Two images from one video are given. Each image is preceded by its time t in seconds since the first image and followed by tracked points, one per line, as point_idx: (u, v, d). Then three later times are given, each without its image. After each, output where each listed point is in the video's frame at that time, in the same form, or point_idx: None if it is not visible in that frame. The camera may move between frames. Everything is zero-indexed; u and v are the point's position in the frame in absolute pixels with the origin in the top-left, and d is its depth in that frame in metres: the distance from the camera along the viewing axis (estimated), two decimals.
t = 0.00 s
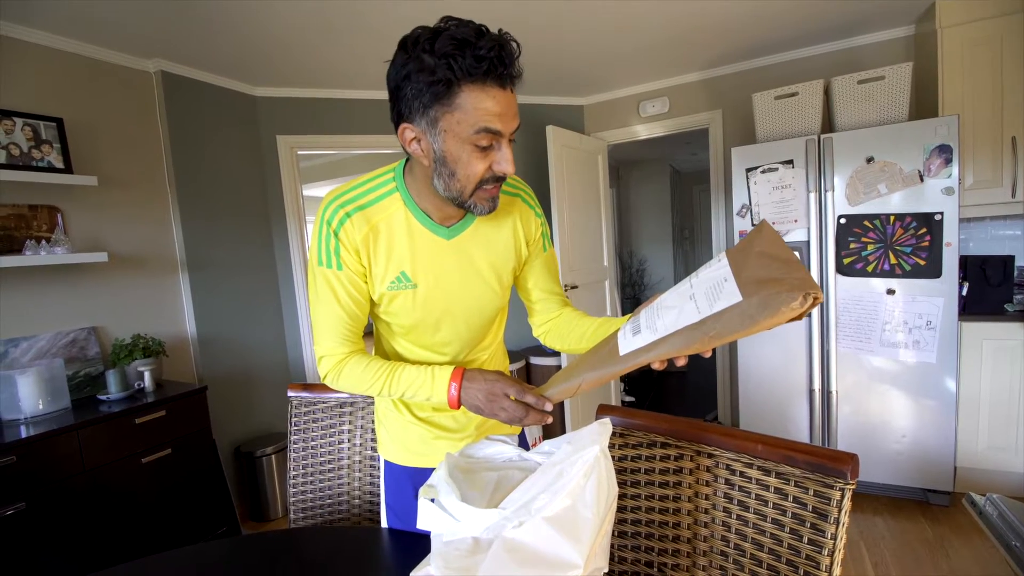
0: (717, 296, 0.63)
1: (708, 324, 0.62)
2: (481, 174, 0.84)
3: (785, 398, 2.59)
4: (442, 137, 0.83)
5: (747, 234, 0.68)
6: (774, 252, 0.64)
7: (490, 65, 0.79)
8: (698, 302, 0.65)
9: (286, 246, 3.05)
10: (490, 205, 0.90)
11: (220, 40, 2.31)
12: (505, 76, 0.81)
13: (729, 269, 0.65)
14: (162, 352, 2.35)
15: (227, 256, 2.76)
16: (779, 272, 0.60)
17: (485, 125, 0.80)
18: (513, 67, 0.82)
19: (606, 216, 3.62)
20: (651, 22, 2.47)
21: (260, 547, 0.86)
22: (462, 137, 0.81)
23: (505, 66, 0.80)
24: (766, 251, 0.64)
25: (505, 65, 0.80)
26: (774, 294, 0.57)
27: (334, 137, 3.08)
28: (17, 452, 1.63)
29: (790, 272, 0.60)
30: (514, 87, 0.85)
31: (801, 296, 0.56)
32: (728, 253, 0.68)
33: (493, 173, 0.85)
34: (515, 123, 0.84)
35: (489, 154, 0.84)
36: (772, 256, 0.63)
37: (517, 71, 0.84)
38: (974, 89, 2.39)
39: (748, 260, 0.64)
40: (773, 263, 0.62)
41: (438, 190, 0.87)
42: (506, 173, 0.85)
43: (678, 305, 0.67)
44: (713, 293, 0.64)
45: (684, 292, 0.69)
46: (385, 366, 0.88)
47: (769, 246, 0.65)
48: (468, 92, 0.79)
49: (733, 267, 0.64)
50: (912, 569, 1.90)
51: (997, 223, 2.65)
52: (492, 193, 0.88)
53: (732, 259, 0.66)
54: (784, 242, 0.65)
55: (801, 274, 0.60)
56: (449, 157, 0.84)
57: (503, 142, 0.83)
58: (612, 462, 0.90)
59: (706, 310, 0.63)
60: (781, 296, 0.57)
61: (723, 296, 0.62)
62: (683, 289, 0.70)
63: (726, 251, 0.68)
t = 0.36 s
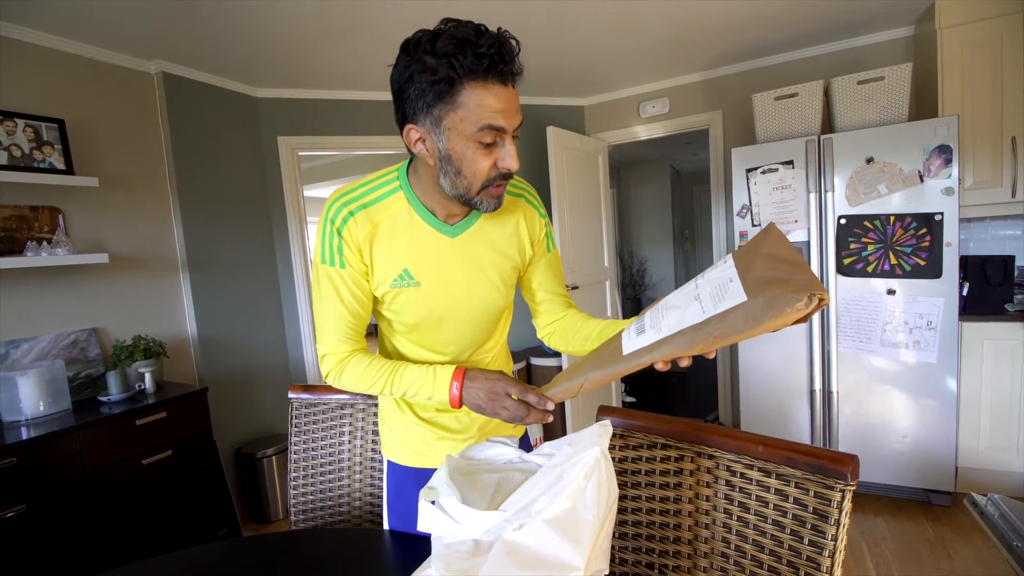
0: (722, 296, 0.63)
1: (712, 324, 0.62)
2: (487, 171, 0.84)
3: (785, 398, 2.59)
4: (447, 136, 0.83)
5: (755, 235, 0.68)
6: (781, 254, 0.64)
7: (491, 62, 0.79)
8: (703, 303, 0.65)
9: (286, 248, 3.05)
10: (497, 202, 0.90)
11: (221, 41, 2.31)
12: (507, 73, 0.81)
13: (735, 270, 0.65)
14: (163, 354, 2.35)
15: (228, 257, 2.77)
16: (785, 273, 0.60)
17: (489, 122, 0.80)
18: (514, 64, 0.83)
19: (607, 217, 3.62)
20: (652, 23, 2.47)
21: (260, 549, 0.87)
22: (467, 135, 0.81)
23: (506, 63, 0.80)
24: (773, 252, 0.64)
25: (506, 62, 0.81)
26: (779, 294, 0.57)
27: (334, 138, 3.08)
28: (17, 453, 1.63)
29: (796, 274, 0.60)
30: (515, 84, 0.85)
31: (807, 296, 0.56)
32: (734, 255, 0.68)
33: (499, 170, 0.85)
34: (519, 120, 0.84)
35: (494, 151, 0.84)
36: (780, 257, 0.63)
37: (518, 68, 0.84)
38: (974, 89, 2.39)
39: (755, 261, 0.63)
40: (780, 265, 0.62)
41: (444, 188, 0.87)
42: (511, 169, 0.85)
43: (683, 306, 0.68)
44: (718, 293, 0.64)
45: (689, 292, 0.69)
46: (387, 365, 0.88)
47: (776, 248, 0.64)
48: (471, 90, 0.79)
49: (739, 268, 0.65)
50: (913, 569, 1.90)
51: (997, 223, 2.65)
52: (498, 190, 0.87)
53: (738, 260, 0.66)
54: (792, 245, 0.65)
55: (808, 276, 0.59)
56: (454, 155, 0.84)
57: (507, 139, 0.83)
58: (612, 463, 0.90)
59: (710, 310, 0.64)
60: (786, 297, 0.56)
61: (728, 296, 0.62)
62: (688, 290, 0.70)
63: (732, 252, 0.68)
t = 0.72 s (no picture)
0: (719, 301, 0.64)
1: (709, 329, 0.63)
2: (492, 181, 0.85)
3: (785, 399, 2.59)
4: (453, 146, 0.83)
5: (751, 241, 0.68)
6: (776, 259, 0.64)
7: (500, 75, 0.79)
8: (700, 308, 0.66)
9: (286, 251, 3.05)
10: (501, 211, 0.90)
11: (220, 45, 2.32)
12: (515, 84, 0.81)
13: (732, 275, 0.65)
14: (162, 357, 2.35)
15: (228, 260, 2.77)
16: (780, 278, 0.60)
17: (495, 133, 0.80)
18: (523, 76, 0.83)
19: (606, 220, 3.62)
20: (649, 26, 2.48)
21: (260, 551, 0.87)
22: (473, 145, 0.82)
23: (514, 75, 0.81)
24: (768, 258, 0.64)
25: (515, 74, 0.81)
26: (773, 297, 0.58)
27: (333, 142, 3.09)
28: (15, 457, 1.63)
29: (791, 279, 0.60)
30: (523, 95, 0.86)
31: (801, 300, 0.56)
32: (731, 260, 0.68)
33: (504, 180, 0.85)
34: (525, 131, 0.84)
35: (499, 161, 0.84)
36: (776, 263, 0.63)
37: (526, 80, 0.84)
38: (971, 90, 2.39)
39: (751, 266, 0.64)
40: (776, 270, 0.62)
41: (449, 197, 0.88)
42: (517, 179, 0.85)
43: (681, 309, 0.68)
44: (715, 298, 0.65)
45: (686, 297, 0.69)
46: (387, 368, 0.88)
47: (772, 254, 0.65)
48: (478, 102, 0.80)
49: (735, 273, 0.65)
50: (912, 570, 1.91)
51: (995, 224, 2.65)
52: (503, 200, 0.88)
53: (735, 265, 0.67)
54: (789, 251, 0.65)
55: (801, 280, 0.59)
56: (460, 165, 0.84)
57: (513, 150, 0.84)
58: (611, 465, 0.91)
59: (707, 315, 0.64)
60: (779, 300, 0.57)
61: (724, 300, 0.63)
62: (686, 294, 0.70)
63: (729, 258, 0.69)
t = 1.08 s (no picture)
0: (717, 301, 0.64)
1: (707, 329, 0.63)
2: (483, 181, 0.84)
3: (782, 398, 2.60)
4: (445, 144, 0.83)
5: (749, 241, 0.68)
6: (775, 259, 0.64)
7: (491, 74, 0.79)
8: (699, 308, 0.66)
9: (283, 251, 3.04)
10: (493, 212, 0.90)
11: (216, 45, 2.31)
12: (507, 84, 0.81)
13: (730, 275, 0.66)
14: (159, 358, 2.34)
15: (225, 261, 2.76)
16: (778, 278, 0.61)
17: (486, 133, 0.80)
18: (515, 75, 0.83)
19: (604, 219, 3.63)
20: (646, 26, 2.48)
21: (258, 552, 0.87)
22: (464, 144, 0.82)
23: (506, 74, 0.81)
24: (767, 258, 0.64)
25: (507, 73, 0.81)
26: (772, 298, 0.58)
27: (330, 142, 3.08)
28: (12, 459, 1.62)
29: (789, 279, 0.60)
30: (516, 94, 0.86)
31: (800, 301, 0.56)
32: (729, 260, 0.68)
33: (495, 179, 0.85)
34: (517, 130, 0.84)
35: (491, 161, 0.84)
36: (774, 262, 0.64)
37: (519, 79, 0.84)
38: (966, 90, 2.41)
39: (749, 267, 0.64)
40: (774, 270, 0.62)
41: (441, 196, 0.88)
42: (508, 179, 0.85)
43: (679, 310, 0.68)
44: (713, 298, 0.65)
45: (684, 297, 0.69)
46: (385, 368, 0.88)
47: (770, 254, 0.65)
48: (469, 100, 0.80)
49: (734, 273, 0.65)
50: (909, 568, 1.91)
51: (991, 223, 2.67)
52: (495, 200, 0.88)
53: (733, 265, 0.67)
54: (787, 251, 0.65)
55: (800, 280, 0.59)
56: (451, 164, 0.84)
57: (505, 150, 0.84)
58: (608, 464, 0.91)
59: (706, 315, 0.64)
60: (779, 301, 0.57)
61: (722, 301, 0.63)
62: (684, 295, 0.71)
63: (728, 258, 0.69)
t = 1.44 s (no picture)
0: (722, 303, 0.64)
1: (712, 331, 0.63)
2: (489, 180, 0.85)
3: (781, 398, 2.59)
4: (450, 144, 0.83)
5: (751, 241, 0.68)
6: (777, 259, 0.64)
7: (498, 72, 0.79)
8: (702, 309, 0.66)
9: (283, 251, 3.04)
10: (497, 210, 0.90)
11: (216, 45, 2.31)
12: (512, 82, 0.81)
13: (733, 276, 0.66)
14: (159, 358, 2.34)
15: (225, 261, 2.76)
16: (782, 279, 0.61)
17: (493, 131, 0.81)
18: (519, 73, 0.83)
19: (604, 219, 3.63)
20: (646, 26, 2.48)
21: (258, 552, 0.87)
22: (470, 144, 0.82)
23: (512, 73, 0.81)
24: (769, 259, 0.64)
25: (512, 71, 0.81)
26: (778, 301, 0.58)
27: (330, 141, 3.08)
28: (11, 459, 1.62)
29: (794, 280, 0.60)
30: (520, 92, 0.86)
31: (805, 303, 0.56)
32: (731, 261, 0.68)
33: (501, 178, 0.85)
34: (522, 129, 0.84)
35: (497, 160, 0.84)
36: (776, 263, 0.64)
37: (523, 77, 0.85)
38: (966, 90, 2.41)
39: (752, 268, 0.64)
40: (777, 271, 0.62)
41: (445, 196, 0.88)
42: (513, 178, 0.86)
43: (682, 312, 0.68)
44: (717, 300, 0.65)
45: (687, 299, 0.69)
46: (386, 368, 0.88)
47: (773, 254, 0.65)
48: (476, 100, 0.80)
49: (737, 274, 0.65)
50: (908, 568, 1.92)
51: (991, 223, 2.67)
52: (499, 198, 0.88)
53: (735, 266, 0.67)
54: (790, 251, 0.65)
55: (805, 282, 0.60)
56: (457, 164, 0.85)
57: (510, 148, 0.84)
58: (608, 464, 0.91)
59: (710, 317, 0.64)
60: (784, 304, 0.57)
61: (727, 302, 0.63)
62: (686, 296, 0.70)
63: (730, 258, 0.69)
